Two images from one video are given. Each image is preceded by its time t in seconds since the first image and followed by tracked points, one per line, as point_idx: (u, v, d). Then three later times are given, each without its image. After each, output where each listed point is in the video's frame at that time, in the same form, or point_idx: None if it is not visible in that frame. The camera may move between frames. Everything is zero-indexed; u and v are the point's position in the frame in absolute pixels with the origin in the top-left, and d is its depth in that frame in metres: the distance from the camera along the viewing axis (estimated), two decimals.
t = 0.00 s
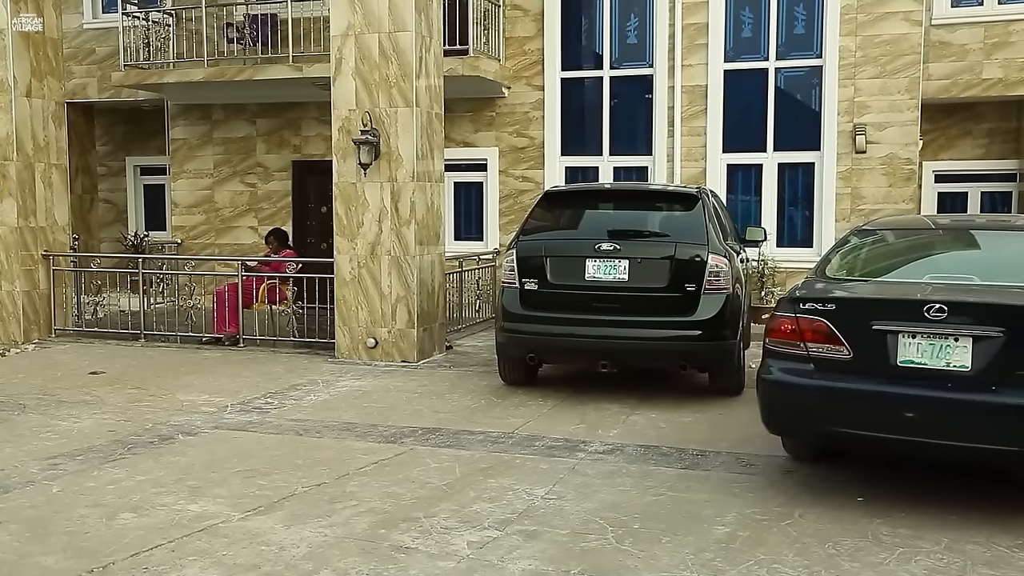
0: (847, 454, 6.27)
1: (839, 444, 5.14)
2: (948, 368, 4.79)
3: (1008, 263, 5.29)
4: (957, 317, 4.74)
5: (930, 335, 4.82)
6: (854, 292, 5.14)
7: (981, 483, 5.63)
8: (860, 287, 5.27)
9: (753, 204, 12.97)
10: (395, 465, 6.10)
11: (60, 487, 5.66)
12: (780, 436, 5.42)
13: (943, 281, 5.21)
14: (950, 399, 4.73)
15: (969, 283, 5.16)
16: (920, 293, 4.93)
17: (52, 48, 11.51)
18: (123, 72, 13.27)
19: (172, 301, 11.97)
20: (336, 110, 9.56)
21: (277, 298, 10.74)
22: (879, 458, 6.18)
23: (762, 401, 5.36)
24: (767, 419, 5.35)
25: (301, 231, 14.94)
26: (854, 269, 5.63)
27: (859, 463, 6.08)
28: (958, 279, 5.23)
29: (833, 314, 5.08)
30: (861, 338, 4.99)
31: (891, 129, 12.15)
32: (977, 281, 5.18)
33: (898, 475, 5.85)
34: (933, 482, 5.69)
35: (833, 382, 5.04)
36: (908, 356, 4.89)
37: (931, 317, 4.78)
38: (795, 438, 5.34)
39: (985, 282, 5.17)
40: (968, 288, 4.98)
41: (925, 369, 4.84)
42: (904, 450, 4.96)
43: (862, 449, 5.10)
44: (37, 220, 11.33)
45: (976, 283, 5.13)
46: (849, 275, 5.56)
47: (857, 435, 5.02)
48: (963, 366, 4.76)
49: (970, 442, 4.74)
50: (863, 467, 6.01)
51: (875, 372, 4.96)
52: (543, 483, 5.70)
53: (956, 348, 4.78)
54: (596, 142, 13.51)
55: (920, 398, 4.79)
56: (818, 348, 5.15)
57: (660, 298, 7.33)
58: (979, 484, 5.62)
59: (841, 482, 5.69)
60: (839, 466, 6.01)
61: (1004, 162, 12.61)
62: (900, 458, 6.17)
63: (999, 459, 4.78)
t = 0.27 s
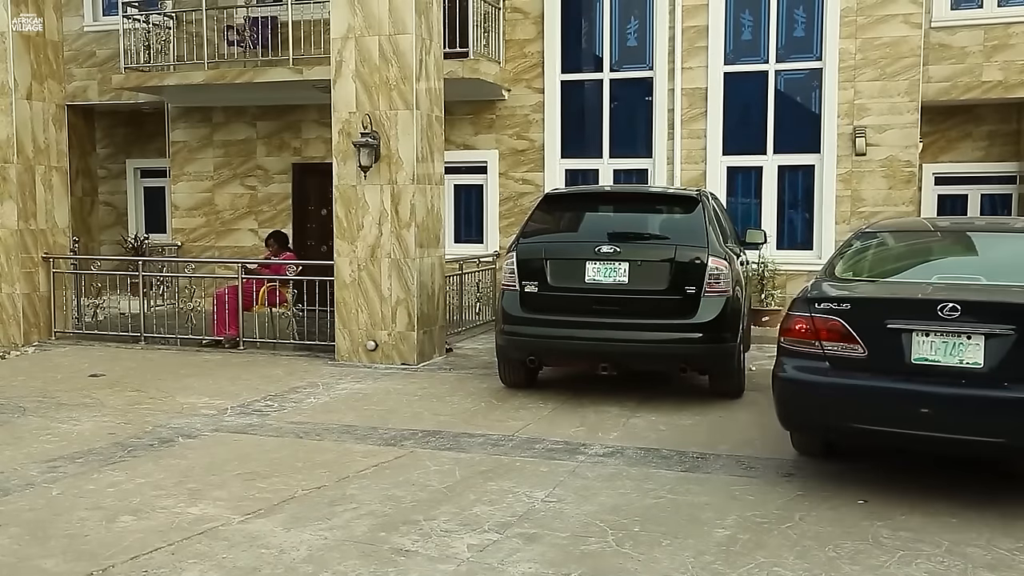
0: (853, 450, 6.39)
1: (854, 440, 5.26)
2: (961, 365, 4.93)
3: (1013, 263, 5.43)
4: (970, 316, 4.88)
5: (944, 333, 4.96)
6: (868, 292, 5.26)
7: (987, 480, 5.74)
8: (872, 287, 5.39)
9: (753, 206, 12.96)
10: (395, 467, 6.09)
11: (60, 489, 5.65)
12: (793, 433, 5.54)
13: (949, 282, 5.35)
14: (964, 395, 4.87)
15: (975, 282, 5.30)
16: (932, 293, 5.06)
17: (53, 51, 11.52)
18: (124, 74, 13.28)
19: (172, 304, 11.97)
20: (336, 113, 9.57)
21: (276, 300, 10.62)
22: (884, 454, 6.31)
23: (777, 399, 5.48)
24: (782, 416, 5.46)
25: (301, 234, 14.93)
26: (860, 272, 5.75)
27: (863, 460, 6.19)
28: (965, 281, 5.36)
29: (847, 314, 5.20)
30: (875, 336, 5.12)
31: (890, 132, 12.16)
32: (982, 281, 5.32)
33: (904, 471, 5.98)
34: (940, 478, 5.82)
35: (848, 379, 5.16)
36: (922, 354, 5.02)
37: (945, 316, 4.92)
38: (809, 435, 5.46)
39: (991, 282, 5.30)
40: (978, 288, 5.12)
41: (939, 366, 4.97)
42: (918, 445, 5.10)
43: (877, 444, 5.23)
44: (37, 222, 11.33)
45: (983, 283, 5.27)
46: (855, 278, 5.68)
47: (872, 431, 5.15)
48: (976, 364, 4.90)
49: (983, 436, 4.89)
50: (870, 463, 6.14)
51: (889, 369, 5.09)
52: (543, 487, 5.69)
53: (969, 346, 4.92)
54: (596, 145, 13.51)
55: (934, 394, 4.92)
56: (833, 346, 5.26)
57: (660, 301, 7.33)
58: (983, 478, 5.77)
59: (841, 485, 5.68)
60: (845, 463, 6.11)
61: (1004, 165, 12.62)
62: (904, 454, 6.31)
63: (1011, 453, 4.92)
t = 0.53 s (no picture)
0: (859, 448, 6.58)
1: (865, 439, 5.47)
2: (969, 365, 5.15)
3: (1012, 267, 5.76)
4: (977, 317, 5.10)
5: (952, 334, 5.17)
6: (877, 294, 5.47)
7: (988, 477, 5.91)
8: (877, 289, 5.62)
9: (753, 211, 12.95)
10: (394, 472, 6.08)
11: (59, 495, 5.63)
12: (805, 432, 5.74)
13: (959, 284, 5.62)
14: (973, 394, 5.08)
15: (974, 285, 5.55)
16: (939, 295, 5.27)
17: (52, 55, 11.51)
18: (123, 79, 13.28)
19: (171, 308, 11.95)
20: (336, 118, 9.56)
21: (275, 305, 10.65)
22: (889, 450, 6.51)
23: (789, 398, 5.68)
24: (794, 415, 5.67)
25: (301, 239, 14.92)
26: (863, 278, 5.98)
27: (868, 458, 6.35)
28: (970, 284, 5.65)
29: (858, 315, 5.41)
30: (884, 337, 5.33)
31: (889, 136, 12.17)
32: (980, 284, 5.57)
33: (909, 467, 6.16)
34: (944, 474, 6.01)
35: (859, 379, 5.37)
36: (931, 354, 5.23)
37: (953, 317, 5.14)
38: (821, 433, 5.66)
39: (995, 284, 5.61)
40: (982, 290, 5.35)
41: (947, 366, 5.19)
42: (928, 443, 5.31)
43: (887, 442, 5.43)
44: (36, 227, 11.31)
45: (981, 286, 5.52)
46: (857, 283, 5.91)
47: (883, 430, 5.36)
48: (983, 363, 5.12)
49: (991, 434, 5.11)
50: (876, 459, 6.32)
51: (899, 369, 5.30)
52: (543, 491, 5.67)
53: (977, 346, 5.13)
54: (596, 149, 13.51)
55: (943, 393, 5.13)
56: (843, 347, 5.47)
57: (660, 306, 7.33)
58: (986, 473, 5.98)
59: (841, 490, 5.67)
60: (850, 461, 6.26)
61: (1003, 169, 12.62)
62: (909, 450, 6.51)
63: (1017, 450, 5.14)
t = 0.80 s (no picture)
0: (861, 450, 6.74)
1: (873, 440, 5.65)
2: (975, 368, 5.35)
3: (1005, 274, 6.21)
4: (983, 323, 5.30)
5: (958, 338, 5.37)
6: (883, 300, 5.65)
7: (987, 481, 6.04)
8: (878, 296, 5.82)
9: (751, 219, 12.95)
10: (393, 481, 6.07)
11: (55, 504, 5.62)
12: (814, 434, 5.91)
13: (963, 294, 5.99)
14: (979, 396, 5.29)
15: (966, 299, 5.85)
16: (946, 302, 5.47)
17: (49, 63, 11.51)
18: (122, 87, 13.29)
19: (169, 316, 11.95)
20: (335, 126, 9.57)
21: (273, 313, 10.65)
22: (890, 453, 6.68)
23: (798, 401, 5.83)
24: (804, 418, 5.82)
25: (299, 247, 14.92)
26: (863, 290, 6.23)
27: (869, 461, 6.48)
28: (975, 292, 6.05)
29: (867, 320, 5.58)
30: (893, 342, 5.50)
31: (886, 145, 12.19)
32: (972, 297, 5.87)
33: (910, 469, 6.32)
34: (944, 475, 6.19)
35: (868, 383, 5.54)
36: (938, 358, 5.42)
37: (960, 322, 5.33)
38: (829, 435, 5.83)
39: (994, 291, 6.03)
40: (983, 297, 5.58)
41: (954, 369, 5.39)
42: (935, 443, 5.50)
43: (894, 443, 5.62)
44: (34, 235, 11.31)
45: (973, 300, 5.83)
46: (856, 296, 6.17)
47: (892, 432, 5.54)
48: (989, 367, 5.32)
49: (996, 435, 5.32)
50: (876, 461, 6.50)
51: (907, 373, 5.48)
52: (541, 500, 5.66)
53: (982, 350, 5.34)
54: (594, 157, 13.52)
55: (951, 395, 5.33)
56: (853, 352, 5.63)
57: (659, 314, 7.33)
58: (984, 473, 6.20)
59: (840, 498, 5.67)
60: (852, 464, 6.38)
61: (999, 178, 12.64)
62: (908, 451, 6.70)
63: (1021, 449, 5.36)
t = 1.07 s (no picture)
0: (859, 450, 6.84)
1: (875, 438, 5.76)
2: (974, 368, 5.49)
3: (1000, 277, 6.30)
4: (982, 324, 5.44)
5: (959, 339, 5.50)
6: (885, 302, 5.78)
7: (983, 481, 6.12)
8: (879, 298, 5.93)
9: (746, 223, 12.96)
10: (388, 486, 6.05)
11: (49, 509, 5.59)
12: (816, 433, 6.02)
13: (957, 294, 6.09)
14: (979, 395, 5.42)
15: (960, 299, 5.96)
16: (946, 304, 5.60)
17: (44, 68, 11.49)
18: (117, 92, 13.27)
19: (163, 321, 11.93)
20: (331, 131, 9.57)
21: (269, 318, 10.73)
22: (886, 452, 6.79)
23: (801, 402, 5.94)
24: (807, 418, 5.94)
25: (294, 251, 14.91)
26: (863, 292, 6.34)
27: (865, 462, 6.57)
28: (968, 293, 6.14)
29: (869, 323, 5.70)
30: (895, 343, 5.62)
31: (881, 150, 12.22)
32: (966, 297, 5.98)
33: (906, 469, 6.43)
34: (940, 474, 6.30)
35: (871, 383, 5.65)
36: (939, 359, 5.54)
37: (960, 323, 5.47)
38: (831, 435, 5.94)
39: (987, 294, 6.13)
40: (981, 299, 5.71)
41: (954, 369, 5.51)
42: (935, 441, 5.63)
43: (896, 442, 5.74)
44: (28, 239, 11.28)
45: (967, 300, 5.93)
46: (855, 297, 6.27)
47: (894, 431, 5.66)
48: (988, 367, 5.46)
49: (995, 433, 5.46)
50: (873, 460, 6.62)
51: (909, 373, 5.59)
52: (536, 504, 5.65)
53: (982, 351, 5.47)
54: (590, 161, 13.53)
55: (952, 395, 5.46)
56: (856, 353, 5.74)
57: (655, 318, 7.33)
58: (979, 471, 6.35)
59: (835, 502, 5.67)
60: (846, 470, 6.37)
61: (994, 182, 12.67)
62: (904, 451, 6.82)
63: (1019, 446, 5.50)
